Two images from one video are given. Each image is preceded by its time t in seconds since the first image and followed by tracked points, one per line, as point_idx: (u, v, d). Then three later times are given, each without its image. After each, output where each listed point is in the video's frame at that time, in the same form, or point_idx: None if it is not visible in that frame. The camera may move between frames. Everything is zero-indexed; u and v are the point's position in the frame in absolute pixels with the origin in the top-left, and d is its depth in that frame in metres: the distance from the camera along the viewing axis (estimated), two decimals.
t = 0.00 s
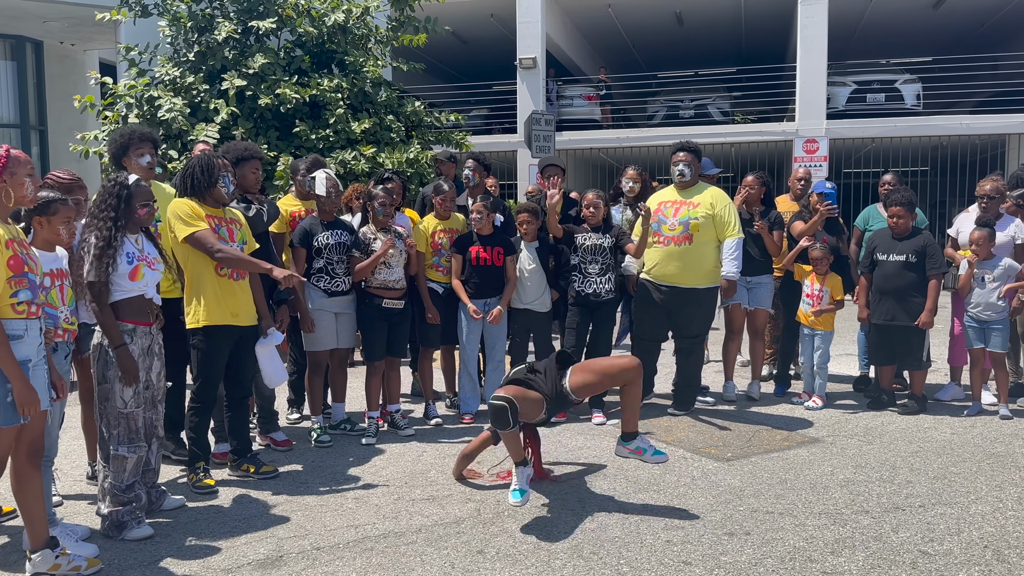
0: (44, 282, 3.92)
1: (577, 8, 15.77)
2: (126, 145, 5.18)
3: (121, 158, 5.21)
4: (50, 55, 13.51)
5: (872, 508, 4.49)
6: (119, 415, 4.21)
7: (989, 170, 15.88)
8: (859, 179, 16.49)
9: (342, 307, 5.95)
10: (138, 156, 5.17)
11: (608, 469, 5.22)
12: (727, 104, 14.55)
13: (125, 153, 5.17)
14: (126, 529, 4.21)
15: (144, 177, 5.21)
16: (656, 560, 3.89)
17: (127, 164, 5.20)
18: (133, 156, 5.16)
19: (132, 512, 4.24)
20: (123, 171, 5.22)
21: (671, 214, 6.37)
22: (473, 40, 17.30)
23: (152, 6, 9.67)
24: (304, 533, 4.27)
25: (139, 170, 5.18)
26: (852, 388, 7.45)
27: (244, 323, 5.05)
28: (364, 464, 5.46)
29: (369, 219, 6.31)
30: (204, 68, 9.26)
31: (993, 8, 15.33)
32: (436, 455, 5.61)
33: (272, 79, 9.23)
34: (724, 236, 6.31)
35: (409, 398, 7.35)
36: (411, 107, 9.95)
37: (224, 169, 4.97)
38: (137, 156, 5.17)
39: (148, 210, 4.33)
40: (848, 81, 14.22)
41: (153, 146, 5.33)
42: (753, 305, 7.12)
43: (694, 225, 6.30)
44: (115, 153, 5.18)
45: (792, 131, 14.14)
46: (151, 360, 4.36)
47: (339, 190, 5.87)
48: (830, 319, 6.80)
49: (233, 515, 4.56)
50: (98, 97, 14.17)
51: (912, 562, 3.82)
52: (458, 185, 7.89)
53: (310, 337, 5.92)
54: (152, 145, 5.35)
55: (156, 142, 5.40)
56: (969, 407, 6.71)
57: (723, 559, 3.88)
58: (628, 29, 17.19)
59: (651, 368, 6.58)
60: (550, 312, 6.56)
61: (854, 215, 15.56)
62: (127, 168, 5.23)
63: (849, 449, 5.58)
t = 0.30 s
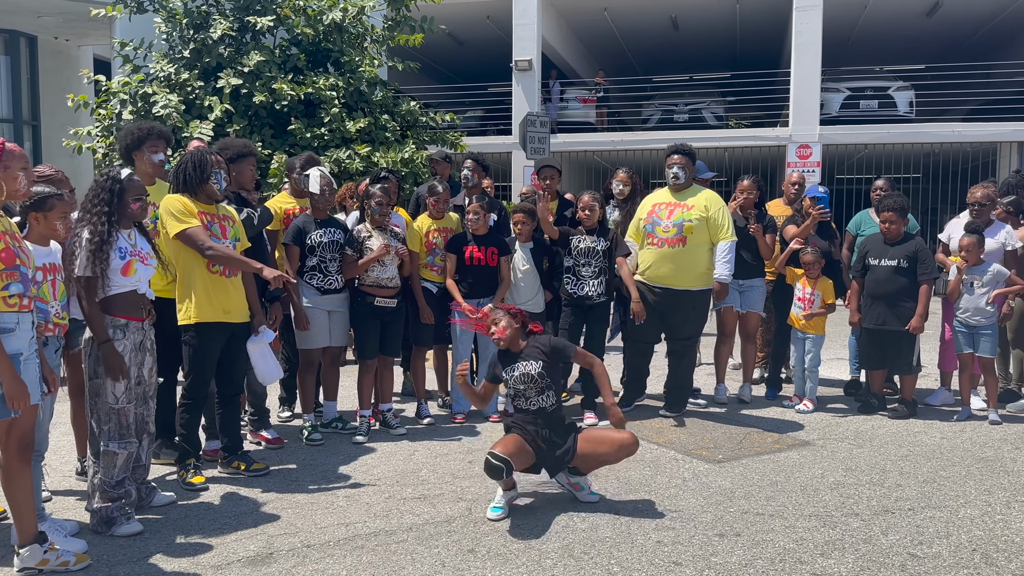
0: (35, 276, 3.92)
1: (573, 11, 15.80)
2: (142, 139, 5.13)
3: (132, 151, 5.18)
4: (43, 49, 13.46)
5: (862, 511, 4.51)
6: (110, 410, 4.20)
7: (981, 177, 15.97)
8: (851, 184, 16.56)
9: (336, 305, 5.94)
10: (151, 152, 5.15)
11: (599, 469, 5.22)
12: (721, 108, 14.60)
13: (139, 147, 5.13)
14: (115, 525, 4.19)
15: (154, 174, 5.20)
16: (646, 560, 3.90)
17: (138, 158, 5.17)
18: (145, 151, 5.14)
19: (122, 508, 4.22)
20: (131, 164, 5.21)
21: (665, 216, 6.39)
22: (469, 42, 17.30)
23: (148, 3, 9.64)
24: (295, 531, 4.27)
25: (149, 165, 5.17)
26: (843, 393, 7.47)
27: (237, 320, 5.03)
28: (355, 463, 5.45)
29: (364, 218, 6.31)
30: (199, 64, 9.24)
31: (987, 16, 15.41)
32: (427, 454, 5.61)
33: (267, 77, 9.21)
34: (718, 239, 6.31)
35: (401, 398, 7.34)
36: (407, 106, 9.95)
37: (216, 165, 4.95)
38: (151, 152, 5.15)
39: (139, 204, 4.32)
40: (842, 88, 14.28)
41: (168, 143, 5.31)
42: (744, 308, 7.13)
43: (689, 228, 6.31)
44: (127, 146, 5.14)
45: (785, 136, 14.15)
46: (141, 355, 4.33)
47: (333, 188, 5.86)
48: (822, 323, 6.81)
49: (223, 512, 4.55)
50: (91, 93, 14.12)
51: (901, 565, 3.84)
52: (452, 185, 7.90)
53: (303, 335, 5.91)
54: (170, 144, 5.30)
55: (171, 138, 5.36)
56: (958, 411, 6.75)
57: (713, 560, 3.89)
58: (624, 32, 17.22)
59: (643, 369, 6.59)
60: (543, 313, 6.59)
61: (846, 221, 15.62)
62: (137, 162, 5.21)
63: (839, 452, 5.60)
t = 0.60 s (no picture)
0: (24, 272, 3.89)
1: (568, 16, 15.83)
2: (148, 134, 5.07)
3: (138, 145, 5.12)
4: (36, 45, 13.39)
5: (848, 517, 4.52)
6: (97, 408, 4.18)
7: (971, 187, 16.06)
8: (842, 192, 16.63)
9: (326, 305, 5.93)
10: (157, 148, 5.10)
11: (588, 473, 5.22)
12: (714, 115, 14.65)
13: (144, 142, 5.08)
14: (100, 524, 4.16)
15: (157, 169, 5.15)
16: (633, 563, 3.90)
17: (141, 153, 5.12)
18: (151, 146, 5.09)
19: (107, 506, 4.19)
20: (134, 158, 5.15)
21: (658, 221, 6.40)
22: (463, 44, 17.31)
23: (142, 0, 9.61)
24: (281, 531, 4.25)
25: (153, 161, 5.11)
26: (832, 399, 7.49)
27: (226, 321, 5.01)
28: (344, 464, 5.43)
29: (355, 219, 6.30)
30: (192, 63, 9.21)
31: (979, 27, 15.51)
32: (416, 456, 5.59)
33: (260, 76, 9.19)
34: (709, 247, 6.33)
35: (391, 399, 7.33)
36: (400, 108, 9.95)
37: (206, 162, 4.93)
38: (157, 148, 5.10)
39: (125, 200, 4.30)
40: (834, 96, 14.35)
41: (174, 139, 5.25)
42: (734, 313, 7.15)
43: (681, 233, 6.32)
44: (133, 139, 5.08)
45: (778, 144, 14.21)
46: (130, 353, 4.31)
47: (325, 188, 5.85)
48: (811, 329, 6.83)
49: (210, 512, 4.53)
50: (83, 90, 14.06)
51: (888, 571, 3.85)
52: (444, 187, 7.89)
53: (292, 335, 5.89)
54: (174, 140, 5.25)
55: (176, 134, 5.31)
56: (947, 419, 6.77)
57: (700, 564, 3.89)
58: (619, 38, 17.27)
59: (633, 374, 6.59)
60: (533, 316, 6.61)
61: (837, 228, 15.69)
62: (140, 157, 5.16)
63: (827, 458, 5.62)
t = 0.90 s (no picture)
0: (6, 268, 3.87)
1: (561, 19, 15.84)
2: (139, 130, 5.04)
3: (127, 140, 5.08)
4: (25, 41, 13.30)
5: (834, 522, 4.53)
6: (80, 407, 4.14)
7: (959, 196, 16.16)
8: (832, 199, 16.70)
9: (313, 305, 5.91)
10: (148, 144, 5.07)
11: (575, 476, 5.22)
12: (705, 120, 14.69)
13: (135, 137, 5.05)
14: (83, 522, 4.13)
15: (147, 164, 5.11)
16: (618, 566, 3.89)
17: (131, 148, 5.08)
18: (142, 141, 5.07)
19: (90, 504, 4.16)
20: (123, 153, 5.11)
21: (648, 224, 6.41)
22: (456, 46, 17.31)
23: None
24: (265, 531, 4.22)
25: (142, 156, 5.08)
26: (819, 404, 7.52)
27: (209, 322, 5.00)
28: (330, 465, 5.41)
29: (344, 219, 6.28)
30: (183, 60, 9.18)
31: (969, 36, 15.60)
32: (403, 457, 5.58)
33: (251, 75, 9.16)
34: (698, 251, 6.38)
35: (378, 400, 7.31)
36: (392, 109, 9.93)
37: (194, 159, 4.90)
38: (147, 144, 5.07)
39: (111, 197, 4.27)
40: (825, 103, 14.42)
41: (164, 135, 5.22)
42: (723, 318, 7.16)
43: (670, 238, 6.33)
44: (123, 134, 5.04)
45: (768, 150, 14.26)
46: (113, 351, 4.28)
47: (315, 188, 5.83)
48: (799, 334, 6.86)
49: (194, 511, 4.50)
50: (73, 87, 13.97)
51: None
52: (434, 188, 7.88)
53: (280, 334, 5.86)
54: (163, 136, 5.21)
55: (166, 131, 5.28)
56: (932, 426, 6.81)
57: (685, 568, 3.89)
58: (611, 42, 17.30)
59: (621, 377, 6.60)
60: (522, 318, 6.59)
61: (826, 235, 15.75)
62: (129, 152, 5.12)
63: (813, 463, 5.63)
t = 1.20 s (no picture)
0: None
1: (548, 19, 15.86)
2: (120, 123, 4.99)
3: (107, 133, 5.03)
4: (7, 34, 13.15)
5: (814, 521, 4.57)
6: (59, 402, 4.10)
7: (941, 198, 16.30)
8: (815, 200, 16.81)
9: (297, 302, 5.88)
10: (128, 138, 5.02)
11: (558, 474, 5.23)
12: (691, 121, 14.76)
13: (115, 130, 5.00)
14: (62, 518, 4.11)
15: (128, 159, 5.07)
16: (600, 563, 3.91)
17: (111, 142, 5.03)
18: (122, 135, 5.02)
19: (70, 500, 4.13)
20: (103, 147, 5.06)
21: (632, 224, 6.42)
22: (443, 44, 17.29)
23: None
24: (247, 528, 4.21)
25: (123, 150, 5.04)
26: (801, 404, 7.57)
27: (183, 323, 4.97)
28: (313, 462, 5.39)
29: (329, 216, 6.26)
30: (167, 54, 9.12)
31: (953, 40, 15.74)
32: (386, 455, 5.57)
33: (236, 70, 9.12)
34: (682, 250, 6.38)
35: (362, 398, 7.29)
36: (377, 105, 9.91)
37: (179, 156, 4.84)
38: (127, 138, 5.02)
39: (93, 190, 4.23)
40: (810, 105, 14.52)
41: (146, 129, 5.18)
42: (707, 318, 7.19)
43: (654, 237, 6.35)
44: (103, 127, 4.98)
45: (753, 151, 14.33)
46: (94, 346, 4.25)
47: (300, 184, 5.80)
48: (781, 334, 6.89)
49: (175, 508, 4.48)
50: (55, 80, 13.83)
51: (850, 574, 3.89)
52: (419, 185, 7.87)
53: (263, 331, 5.84)
54: (144, 131, 5.17)
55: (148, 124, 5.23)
56: (912, 426, 6.87)
57: (667, 565, 3.91)
58: (598, 41, 17.32)
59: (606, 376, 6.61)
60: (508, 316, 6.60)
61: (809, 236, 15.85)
62: (110, 146, 5.07)
63: (794, 462, 5.67)
